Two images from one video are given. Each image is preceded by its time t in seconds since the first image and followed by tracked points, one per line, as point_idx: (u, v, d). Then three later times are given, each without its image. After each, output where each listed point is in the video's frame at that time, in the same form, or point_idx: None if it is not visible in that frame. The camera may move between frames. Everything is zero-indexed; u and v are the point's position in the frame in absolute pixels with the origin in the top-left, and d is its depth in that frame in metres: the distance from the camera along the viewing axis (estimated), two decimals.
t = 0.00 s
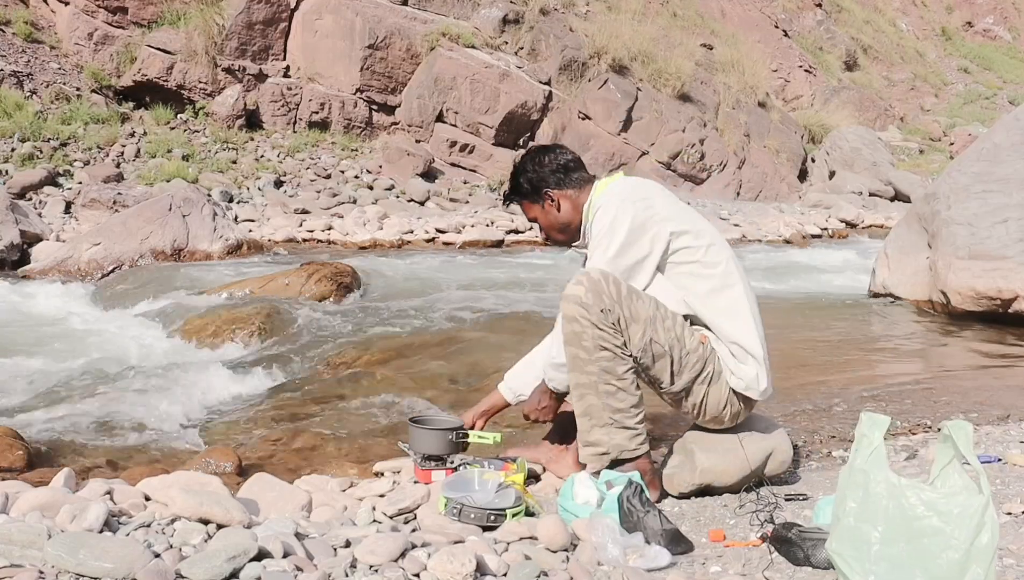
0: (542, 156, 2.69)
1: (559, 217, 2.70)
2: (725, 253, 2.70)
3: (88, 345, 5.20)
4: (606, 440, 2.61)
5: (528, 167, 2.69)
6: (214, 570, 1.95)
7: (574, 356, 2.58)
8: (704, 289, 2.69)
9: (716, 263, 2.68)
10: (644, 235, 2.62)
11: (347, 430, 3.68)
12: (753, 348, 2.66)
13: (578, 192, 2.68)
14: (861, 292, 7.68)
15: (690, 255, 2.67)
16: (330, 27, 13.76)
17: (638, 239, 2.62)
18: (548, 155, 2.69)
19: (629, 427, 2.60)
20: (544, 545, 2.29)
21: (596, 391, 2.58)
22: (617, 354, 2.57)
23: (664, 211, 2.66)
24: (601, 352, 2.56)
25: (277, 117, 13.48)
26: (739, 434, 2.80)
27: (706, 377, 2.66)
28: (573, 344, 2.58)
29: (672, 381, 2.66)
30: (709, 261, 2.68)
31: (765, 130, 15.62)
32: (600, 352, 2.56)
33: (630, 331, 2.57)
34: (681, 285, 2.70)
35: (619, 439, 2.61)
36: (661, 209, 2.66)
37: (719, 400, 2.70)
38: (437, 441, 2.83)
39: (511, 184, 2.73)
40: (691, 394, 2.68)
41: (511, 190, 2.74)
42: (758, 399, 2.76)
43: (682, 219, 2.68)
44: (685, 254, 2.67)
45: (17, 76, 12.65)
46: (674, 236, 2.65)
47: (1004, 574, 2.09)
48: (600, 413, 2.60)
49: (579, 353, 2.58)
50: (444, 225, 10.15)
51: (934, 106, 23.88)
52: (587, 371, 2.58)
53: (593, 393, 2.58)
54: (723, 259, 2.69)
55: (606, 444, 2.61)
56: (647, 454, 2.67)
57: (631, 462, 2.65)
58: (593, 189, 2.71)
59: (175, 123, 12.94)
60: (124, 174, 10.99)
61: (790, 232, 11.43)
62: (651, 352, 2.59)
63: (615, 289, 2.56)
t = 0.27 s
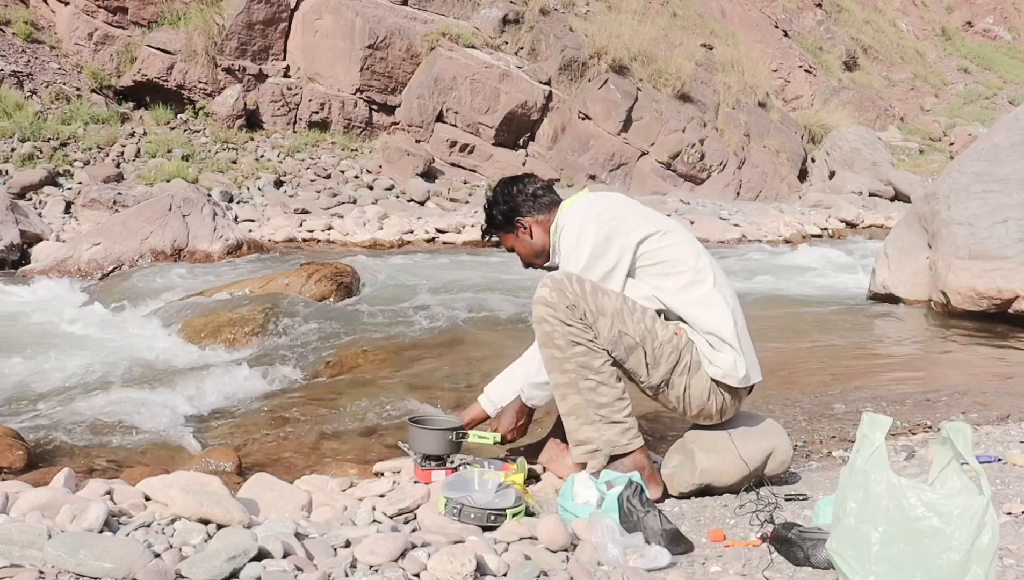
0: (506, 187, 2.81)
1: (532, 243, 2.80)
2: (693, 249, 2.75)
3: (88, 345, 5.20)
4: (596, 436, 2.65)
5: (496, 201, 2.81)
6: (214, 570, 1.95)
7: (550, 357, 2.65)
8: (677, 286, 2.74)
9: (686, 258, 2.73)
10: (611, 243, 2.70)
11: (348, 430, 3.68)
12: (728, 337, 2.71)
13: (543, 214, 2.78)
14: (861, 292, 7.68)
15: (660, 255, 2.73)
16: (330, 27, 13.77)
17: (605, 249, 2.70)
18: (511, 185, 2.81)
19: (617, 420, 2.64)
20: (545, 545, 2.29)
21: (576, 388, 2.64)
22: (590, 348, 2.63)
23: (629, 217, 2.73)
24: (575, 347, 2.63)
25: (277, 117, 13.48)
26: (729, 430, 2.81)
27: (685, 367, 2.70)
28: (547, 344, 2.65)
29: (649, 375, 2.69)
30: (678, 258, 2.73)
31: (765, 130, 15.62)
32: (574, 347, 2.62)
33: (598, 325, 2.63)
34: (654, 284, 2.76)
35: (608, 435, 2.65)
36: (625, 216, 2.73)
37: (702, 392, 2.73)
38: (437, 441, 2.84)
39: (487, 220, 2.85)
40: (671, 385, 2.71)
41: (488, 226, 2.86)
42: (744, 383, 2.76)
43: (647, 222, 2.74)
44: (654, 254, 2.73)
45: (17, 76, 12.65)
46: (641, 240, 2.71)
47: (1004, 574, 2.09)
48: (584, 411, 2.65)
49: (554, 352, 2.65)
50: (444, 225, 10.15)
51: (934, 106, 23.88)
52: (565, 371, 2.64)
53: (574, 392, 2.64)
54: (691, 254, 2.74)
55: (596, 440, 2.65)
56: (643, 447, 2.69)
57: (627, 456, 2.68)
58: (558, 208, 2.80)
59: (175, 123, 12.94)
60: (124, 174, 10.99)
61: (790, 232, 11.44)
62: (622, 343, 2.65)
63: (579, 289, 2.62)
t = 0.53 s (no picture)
0: (501, 205, 2.82)
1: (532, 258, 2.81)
2: (680, 246, 2.75)
3: (88, 345, 5.20)
4: (594, 435, 2.67)
5: (492, 219, 2.82)
6: (214, 570, 1.95)
7: (543, 357, 2.68)
8: (666, 283, 2.74)
9: (674, 255, 2.73)
10: (598, 247, 2.72)
11: (347, 429, 3.69)
12: (717, 330, 2.71)
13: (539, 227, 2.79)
14: (861, 293, 7.68)
15: (648, 255, 2.74)
16: (330, 27, 13.76)
17: (592, 254, 2.73)
18: (506, 202, 2.83)
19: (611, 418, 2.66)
20: (544, 545, 2.29)
21: (569, 387, 2.67)
22: (581, 345, 2.66)
23: (614, 221, 2.75)
24: (566, 345, 2.66)
25: (277, 117, 13.48)
26: (726, 427, 2.83)
27: (676, 360, 2.70)
28: (539, 346, 2.69)
29: (641, 370, 2.70)
30: (665, 256, 2.74)
31: (765, 130, 15.62)
32: (566, 345, 2.66)
33: (587, 322, 2.66)
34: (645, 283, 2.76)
35: (605, 433, 2.66)
36: (612, 220, 2.75)
37: (696, 384, 2.73)
38: (437, 441, 2.84)
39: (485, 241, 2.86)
40: (665, 379, 2.71)
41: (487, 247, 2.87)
42: (738, 372, 2.75)
43: (633, 223, 2.75)
44: (642, 254, 2.74)
45: (17, 76, 12.65)
46: (628, 242, 2.73)
47: (1004, 574, 2.09)
48: (579, 410, 2.67)
49: (547, 352, 2.68)
50: (444, 225, 10.16)
51: (934, 106, 23.89)
52: (558, 370, 2.67)
53: (568, 391, 2.67)
54: (679, 251, 2.74)
55: (593, 439, 2.67)
56: (640, 444, 2.70)
57: (626, 453, 2.68)
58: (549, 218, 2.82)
59: (175, 123, 12.94)
60: (124, 174, 10.99)
61: (790, 232, 11.44)
62: (612, 339, 2.66)
63: (567, 289, 2.66)
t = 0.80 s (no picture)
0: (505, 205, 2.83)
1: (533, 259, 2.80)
2: (677, 245, 2.75)
3: (87, 344, 5.20)
4: (592, 434, 2.67)
5: (495, 219, 2.82)
6: (214, 570, 1.95)
7: (540, 357, 2.69)
8: (664, 283, 2.74)
9: (671, 255, 2.73)
10: (596, 248, 2.71)
11: (348, 429, 3.69)
12: (715, 328, 2.71)
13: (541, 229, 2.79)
14: (861, 293, 7.68)
15: (645, 255, 2.73)
16: (330, 27, 13.76)
17: (590, 255, 2.72)
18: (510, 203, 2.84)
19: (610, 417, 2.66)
20: (544, 545, 2.29)
21: (567, 386, 2.67)
22: (578, 344, 2.66)
23: (612, 222, 2.73)
24: (563, 345, 2.66)
25: (277, 117, 13.48)
26: (724, 425, 2.84)
27: (672, 359, 2.71)
28: (536, 346, 2.69)
29: (637, 368, 2.71)
30: (662, 256, 2.73)
31: (765, 130, 15.62)
32: (562, 344, 2.66)
33: (583, 321, 2.66)
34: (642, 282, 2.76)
35: (604, 432, 2.66)
36: (610, 221, 2.73)
37: (693, 381, 2.73)
38: (437, 441, 2.84)
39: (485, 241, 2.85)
40: (661, 377, 2.72)
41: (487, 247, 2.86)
42: (736, 370, 2.75)
43: (631, 223, 2.74)
44: (639, 254, 2.73)
45: (17, 76, 12.65)
46: (625, 243, 2.72)
47: (1005, 574, 2.09)
48: (577, 408, 2.68)
49: (544, 352, 2.68)
50: (444, 225, 10.16)
51: (934, 106, 23.88)
52: (555, 369, 2.68)
53: (565, 390, 2.68)
54: (676, 250, 2.74)
55: (591, 437, 2.67)
56: (639, 443, 2.71)
57: (625, 452, 2.69)
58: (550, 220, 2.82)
59: (175, 123, 12.94)
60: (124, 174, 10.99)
61: (790, 232, 11.44)
62: (607, 337, 2.66)
63: (563, 290, 2.66)
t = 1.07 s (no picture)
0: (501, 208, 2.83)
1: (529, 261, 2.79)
2: (676, 246, 2.75)
3: (87, 345, 5.20)
4: (591, 434, 2.67)
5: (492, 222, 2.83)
6: (214, 570, 1.95)
7: (539, 358, 2.69)
8: (663, 284, 2.74)
9: (670, 257, 2.73)
10: (596, 251, 2.71)
11: (348, 429, 3.69)
12: (713, 328, 2.72)
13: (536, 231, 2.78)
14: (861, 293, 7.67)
15: (644, 257, 2.73)
16: (330, 27, 13.77)
17: (589, 259, 2.72)
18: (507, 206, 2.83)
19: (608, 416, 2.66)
20: (544, 545, 2.29)
21: (565, 387, 2.68)
22: (577, 345, 2.67)
23: (611, 225, 2.73)
24: (562, 346, 2.66)
25: (277, 117, 13.48)
26: (724, 426, 2.84)
27: (671, 359, 2.71)
28: (535, 347, 2.70)
29: (637, 368, 2.71)
30: (660, 257, 2.73)
31: (765, 130, 15.62)
32: (561, 345, 2.66)
33: (581, 321, 2.66)
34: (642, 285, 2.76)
35: (604, 432, 2.66)
36: (608, 224, 2.73)
37: (693, 381, 2.74)
38: (437, 441, 2.84)
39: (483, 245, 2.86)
40: (661, 377, 2.73)
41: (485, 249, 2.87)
42: (737, 369, 2.75)
43: (631, 226, 2.74)
44: (638, 256, 2.73)
45: (17, 76, 12.65)
46: (623, 246, 2.72)
47: (1003, 574, 2.09)
48: (575, 409, 2.68)
49: (542, 353, 2.69)
50: (444, 225, 10.15)
51: (934, 106, 23.88)
52: (554, 371, 2.68)
53: (564, 391, 2.68)
54: (675, 251, 2.74)
55: (591, 438, 2.67)
56: (638, 443, 2.71)
57: (626, 452, 2.69)
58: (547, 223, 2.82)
59: (175, 123, 12.94)
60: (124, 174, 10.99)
61: (790, 232, 11.44)
62: (606, 337, 2.66)
63: (562, 291, 2.66)
